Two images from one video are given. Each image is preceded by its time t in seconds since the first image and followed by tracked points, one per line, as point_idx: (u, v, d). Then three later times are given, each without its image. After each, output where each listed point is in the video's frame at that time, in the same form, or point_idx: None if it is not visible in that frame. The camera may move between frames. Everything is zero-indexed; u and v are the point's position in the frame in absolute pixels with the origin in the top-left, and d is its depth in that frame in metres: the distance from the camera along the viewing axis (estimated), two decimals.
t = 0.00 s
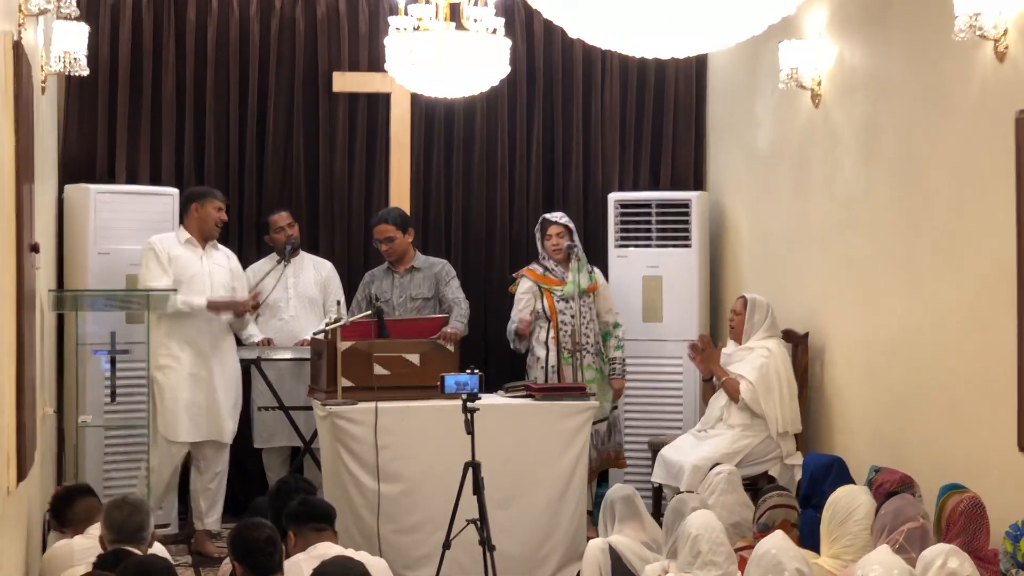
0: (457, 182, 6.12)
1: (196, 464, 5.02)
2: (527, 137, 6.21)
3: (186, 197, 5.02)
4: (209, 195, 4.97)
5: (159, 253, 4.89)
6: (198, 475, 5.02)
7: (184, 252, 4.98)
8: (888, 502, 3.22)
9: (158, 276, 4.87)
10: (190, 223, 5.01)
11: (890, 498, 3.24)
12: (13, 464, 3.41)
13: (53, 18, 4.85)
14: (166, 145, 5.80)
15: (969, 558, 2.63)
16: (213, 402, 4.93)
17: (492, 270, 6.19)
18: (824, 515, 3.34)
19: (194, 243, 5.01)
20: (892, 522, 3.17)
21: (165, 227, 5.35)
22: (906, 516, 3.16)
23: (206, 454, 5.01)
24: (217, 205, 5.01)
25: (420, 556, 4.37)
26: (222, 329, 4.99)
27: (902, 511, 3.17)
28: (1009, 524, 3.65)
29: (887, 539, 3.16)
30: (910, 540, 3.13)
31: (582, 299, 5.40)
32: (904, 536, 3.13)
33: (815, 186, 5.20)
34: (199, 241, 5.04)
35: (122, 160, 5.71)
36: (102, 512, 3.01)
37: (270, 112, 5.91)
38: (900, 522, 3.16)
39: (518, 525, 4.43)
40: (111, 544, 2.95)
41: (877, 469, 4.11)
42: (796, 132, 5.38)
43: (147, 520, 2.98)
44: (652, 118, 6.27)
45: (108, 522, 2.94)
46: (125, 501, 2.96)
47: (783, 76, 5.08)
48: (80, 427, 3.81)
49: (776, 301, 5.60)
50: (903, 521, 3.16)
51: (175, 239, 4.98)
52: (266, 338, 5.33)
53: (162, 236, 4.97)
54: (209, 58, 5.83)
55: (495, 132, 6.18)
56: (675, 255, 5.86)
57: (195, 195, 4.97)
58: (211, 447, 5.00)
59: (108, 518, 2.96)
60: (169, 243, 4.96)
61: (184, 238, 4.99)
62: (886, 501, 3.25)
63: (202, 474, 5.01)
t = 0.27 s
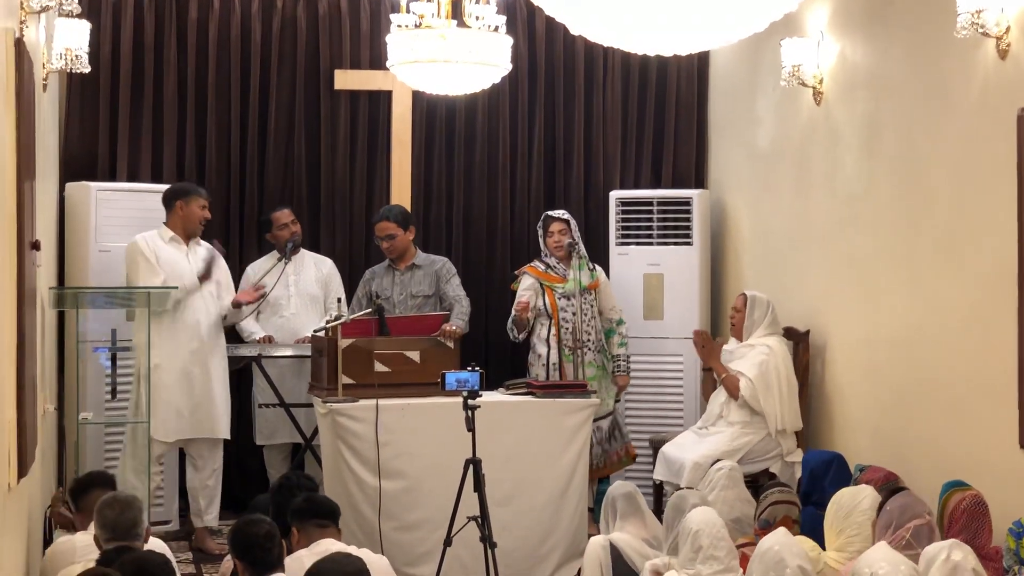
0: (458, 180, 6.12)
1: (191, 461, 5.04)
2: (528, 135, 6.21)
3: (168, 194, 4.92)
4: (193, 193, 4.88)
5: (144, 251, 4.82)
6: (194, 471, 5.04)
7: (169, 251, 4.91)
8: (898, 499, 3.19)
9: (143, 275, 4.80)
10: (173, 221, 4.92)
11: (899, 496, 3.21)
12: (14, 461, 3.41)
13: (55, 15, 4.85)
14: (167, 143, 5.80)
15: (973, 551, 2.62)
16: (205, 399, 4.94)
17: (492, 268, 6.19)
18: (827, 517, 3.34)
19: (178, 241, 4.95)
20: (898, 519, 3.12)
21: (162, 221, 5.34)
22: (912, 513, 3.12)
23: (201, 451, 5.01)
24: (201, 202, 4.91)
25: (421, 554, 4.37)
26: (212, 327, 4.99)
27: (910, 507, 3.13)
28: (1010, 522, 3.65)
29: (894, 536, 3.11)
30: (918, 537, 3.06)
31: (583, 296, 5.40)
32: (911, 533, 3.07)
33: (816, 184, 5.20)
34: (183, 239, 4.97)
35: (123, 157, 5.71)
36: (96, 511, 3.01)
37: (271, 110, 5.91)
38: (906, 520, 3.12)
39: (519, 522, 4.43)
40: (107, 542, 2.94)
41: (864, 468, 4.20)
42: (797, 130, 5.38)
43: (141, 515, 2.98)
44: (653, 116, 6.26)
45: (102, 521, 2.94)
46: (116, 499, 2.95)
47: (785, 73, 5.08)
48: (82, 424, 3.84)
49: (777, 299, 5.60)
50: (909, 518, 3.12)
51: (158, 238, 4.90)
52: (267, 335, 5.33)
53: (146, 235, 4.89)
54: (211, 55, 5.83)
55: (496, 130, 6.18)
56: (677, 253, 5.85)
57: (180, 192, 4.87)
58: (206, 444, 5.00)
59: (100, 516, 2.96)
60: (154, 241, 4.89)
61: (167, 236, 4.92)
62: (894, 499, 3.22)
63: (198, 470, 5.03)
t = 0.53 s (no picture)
0: (459, 177, 6.12)
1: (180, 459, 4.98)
2: (529, 133, 6.20)
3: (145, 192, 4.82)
4: (172, 190, 4.79)
5: (126, 253, 4.73)
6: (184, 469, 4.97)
7: (151, 251, 4.84)
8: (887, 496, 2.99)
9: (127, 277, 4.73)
10: (151, 220, 4.84)
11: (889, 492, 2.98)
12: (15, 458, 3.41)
13: (56, 13, 4.85)
14: (168, 140, 5.81)
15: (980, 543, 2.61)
16: (195, 398, 4.90)
17: (493, 265, 6.20)
18: (829, 520, 3.33)
19: (159, 240, 4.87)
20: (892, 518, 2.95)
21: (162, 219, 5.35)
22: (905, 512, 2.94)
23: (189, 451, 4.96)
24: (179, 199, 4.83)
25: (421, 551, 4.38)
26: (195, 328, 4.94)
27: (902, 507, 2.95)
28: (1011, 519, 3.64)
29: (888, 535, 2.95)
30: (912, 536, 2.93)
31: (585, 294, 5.40)
32: (904, 531, 2.92)
33: (817, 181, 5.19)
34: (163, 237, 4.89)
35: (123, 155, 5.71)
36: (98, 508, 3.01)
37: (272, 107, 5.91)
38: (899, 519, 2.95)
39: (520, 519, 4.43)
40: (108, 539, 2.94)
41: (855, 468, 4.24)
42: (798, 127, 5.38)
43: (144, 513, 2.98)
44: (653, 114, 6.26)
45: (105, 517, 2.94)
46: (119, 496, 2.96)
47: (786, 71, 5.07)
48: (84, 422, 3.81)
49: (778, 297, 5.59)
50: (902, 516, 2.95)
51: (139, 238, 4.82)
52: (269, 332, 5.33)
53: (126, 235, 4.80)
54: (211, 53, 5.83)
55: (497, 127, 6.18)
56: (678, 251, 5.85)
57: (159, 189, 4.79)
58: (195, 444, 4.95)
59: (103, 514, 2.96)
60: (135, 242, 4.81)
61: (148, 236, 4.84)
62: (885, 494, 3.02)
63: (192, 471, 4.97)
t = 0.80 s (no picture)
0: (459, 176, 6.12)
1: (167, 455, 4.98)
2: (528, 131, 6.20)
3: (126, 191, 4.75)
4: (156, 190, 4.74)
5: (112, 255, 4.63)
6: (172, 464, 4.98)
7: (136, 250, 4.76)
8: (873, 499, 3.17)
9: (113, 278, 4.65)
10: (133, 219, 4.76)
11: (876, 495, 3.19)
12: (15, 456, 3.42)
13: (55, 11, 4.85)
14: (167, 138, 5.80)
15: (990, 539, 2.62)
16: (183, 401, 4.91)
17: (492, 264, 6.20)
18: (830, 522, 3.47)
19: (143, 239, 4.81)
20: (876, 517, 3.10)
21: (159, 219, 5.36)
22: (891, 511, 3.09)
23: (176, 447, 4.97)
24: (162, 199, 4.78)
25: (421, 549, 4.38)
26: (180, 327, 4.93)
27: (886, 505, 3.11)
28: (1010, 517, 3.65)
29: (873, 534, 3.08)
30: (897, 533, 3.02)
31: (586, 291, 5.39)
32: (890, 530, 3.02)
33: (816, 180, 5.20)
34: (146, 236, 4.83)
35: (122, 153, 5.71)
36: (105, 505, 3.02)
37: (271, 105, 5.91)
38: (884, 517, 3.09)
39: (519, 518, 4.43)
40: (113, 535, 2.95)
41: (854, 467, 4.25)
42: (797, 126, 5.38)
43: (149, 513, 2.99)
44: (653, 112, 6.26)
45: (111, 513, 2.96)
46: (127, 493, 2.97)
47: (784, 69, 5.07)
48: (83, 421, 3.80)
49: (778, 295, 5.59)
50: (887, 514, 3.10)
51: (123, 238, 4.74)
52: (268, 331, 5.34)
53: (109, 235, 4.72)
54: (210, 51, 5.83)
55: (496, 125, 6.18)
56: (677, 248, 5.86)
57: (142, 187, 4.72)
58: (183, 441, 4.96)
59: (110, 510, 2.98)
60: (119, 242, 4.73)
61: (132, 236, 4.77)
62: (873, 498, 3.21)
63: (178, 464, 4.97)
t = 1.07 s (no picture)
0: (458, 174, 6.12)
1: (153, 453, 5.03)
2: (527, 130, 6.20)
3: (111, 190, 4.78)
4: (139, 188, 4.76)
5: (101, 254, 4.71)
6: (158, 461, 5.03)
7: (125, 248, 4.83)
8: (860, 494, 3.07)
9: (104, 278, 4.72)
10: (119, 218, 4.80)
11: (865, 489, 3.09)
12: (14, 455, 3.42)
13: (54, 9, 4.85)
14: (166, 137, 5.81)
15: (995, 538, 2.63)
16: (173, 396, 4.99)
17: (491, 262, 6.20)
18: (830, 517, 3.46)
19: (131, 237, 4.86)
20: (863, 515, 3.03)
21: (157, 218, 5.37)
22: (876, 507, 3.01)
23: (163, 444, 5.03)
24: (146, 197, 4.79)
25: (420, 547, 4.38)
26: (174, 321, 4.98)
27: (873, 502, 3.02)
28: (1009, 516, 3.65)
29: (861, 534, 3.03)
30: (884, 533, 2.98)
31: (585, 287, 5.39)
32: (877, 529, 2.99)
33: (815, 178, 5.20)
34: (133, 234, 4.88)
35: (122, 152, 5.71)
36: (108, 503, 3.03)
37: (270, 103, 5.91)
38: (871, 515, 3.02)
39: (518, 516, 4.44)
40: (115, 533, 2.96)
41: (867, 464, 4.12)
42: (796, 124, 5.38)
43: (151, 512, 2.99)
44: (652, 110, 6.26)
45: (114, 510, 2.96)
46: (131, 491, 2.97)
47: (784, 67, 5.07)
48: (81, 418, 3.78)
49: (776, 293, 5.60)
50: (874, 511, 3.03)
51: (110, 237, 4.79)
52: (267, 329, 5.34)
53: (97, 235, 4.77)
54: (209, 49, 5.83)
55: (495, 123, 6.18)
56: (676, 247, 5.86)
57: (125, 187, 4.74)
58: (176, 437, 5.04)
59: (113, 507, 2.98)
60: (108, 241, 4.78)
61: (119, 235, 4.82)
62: (862, 489, 3.10)
63: (160, 463, 5.03)
